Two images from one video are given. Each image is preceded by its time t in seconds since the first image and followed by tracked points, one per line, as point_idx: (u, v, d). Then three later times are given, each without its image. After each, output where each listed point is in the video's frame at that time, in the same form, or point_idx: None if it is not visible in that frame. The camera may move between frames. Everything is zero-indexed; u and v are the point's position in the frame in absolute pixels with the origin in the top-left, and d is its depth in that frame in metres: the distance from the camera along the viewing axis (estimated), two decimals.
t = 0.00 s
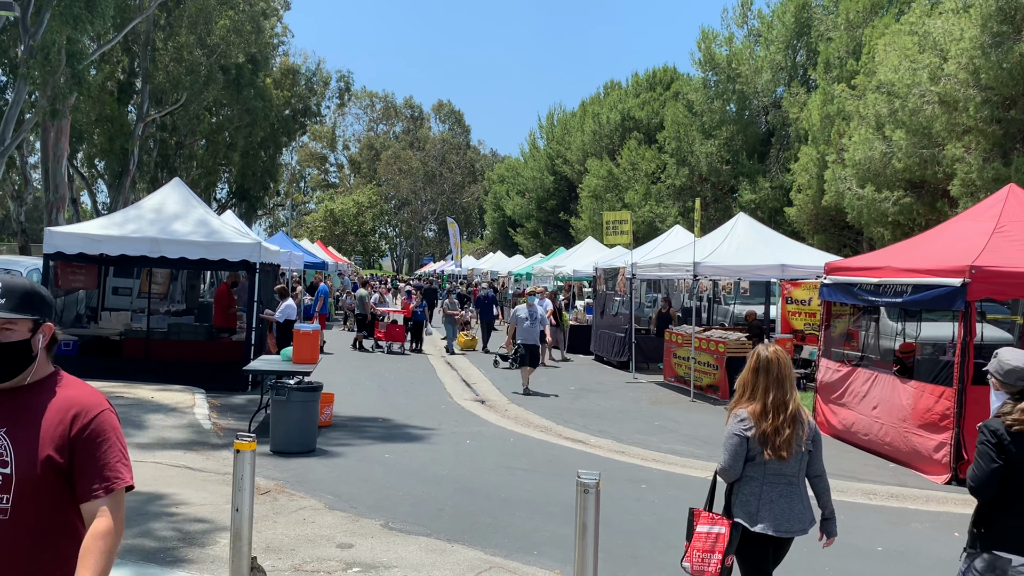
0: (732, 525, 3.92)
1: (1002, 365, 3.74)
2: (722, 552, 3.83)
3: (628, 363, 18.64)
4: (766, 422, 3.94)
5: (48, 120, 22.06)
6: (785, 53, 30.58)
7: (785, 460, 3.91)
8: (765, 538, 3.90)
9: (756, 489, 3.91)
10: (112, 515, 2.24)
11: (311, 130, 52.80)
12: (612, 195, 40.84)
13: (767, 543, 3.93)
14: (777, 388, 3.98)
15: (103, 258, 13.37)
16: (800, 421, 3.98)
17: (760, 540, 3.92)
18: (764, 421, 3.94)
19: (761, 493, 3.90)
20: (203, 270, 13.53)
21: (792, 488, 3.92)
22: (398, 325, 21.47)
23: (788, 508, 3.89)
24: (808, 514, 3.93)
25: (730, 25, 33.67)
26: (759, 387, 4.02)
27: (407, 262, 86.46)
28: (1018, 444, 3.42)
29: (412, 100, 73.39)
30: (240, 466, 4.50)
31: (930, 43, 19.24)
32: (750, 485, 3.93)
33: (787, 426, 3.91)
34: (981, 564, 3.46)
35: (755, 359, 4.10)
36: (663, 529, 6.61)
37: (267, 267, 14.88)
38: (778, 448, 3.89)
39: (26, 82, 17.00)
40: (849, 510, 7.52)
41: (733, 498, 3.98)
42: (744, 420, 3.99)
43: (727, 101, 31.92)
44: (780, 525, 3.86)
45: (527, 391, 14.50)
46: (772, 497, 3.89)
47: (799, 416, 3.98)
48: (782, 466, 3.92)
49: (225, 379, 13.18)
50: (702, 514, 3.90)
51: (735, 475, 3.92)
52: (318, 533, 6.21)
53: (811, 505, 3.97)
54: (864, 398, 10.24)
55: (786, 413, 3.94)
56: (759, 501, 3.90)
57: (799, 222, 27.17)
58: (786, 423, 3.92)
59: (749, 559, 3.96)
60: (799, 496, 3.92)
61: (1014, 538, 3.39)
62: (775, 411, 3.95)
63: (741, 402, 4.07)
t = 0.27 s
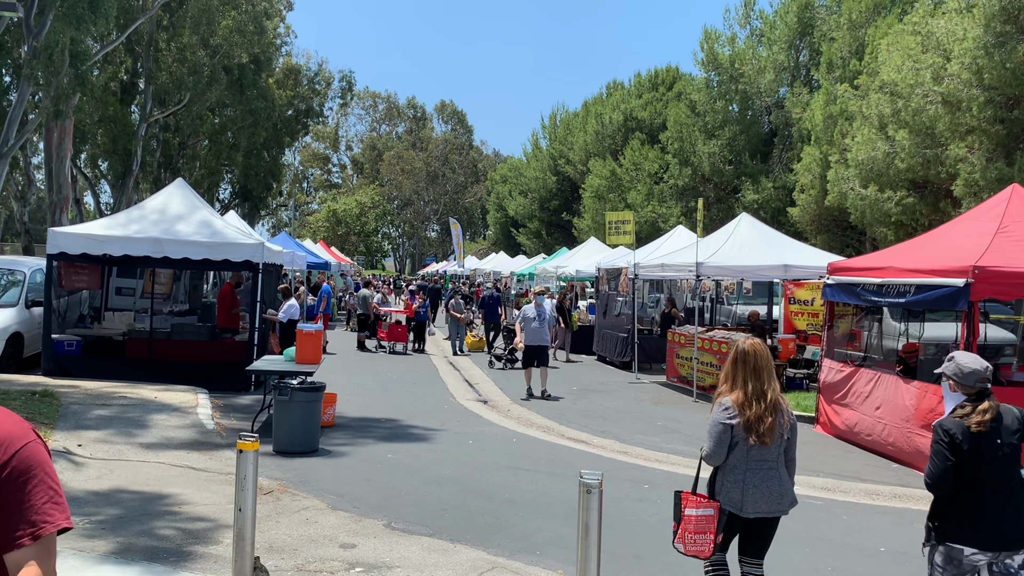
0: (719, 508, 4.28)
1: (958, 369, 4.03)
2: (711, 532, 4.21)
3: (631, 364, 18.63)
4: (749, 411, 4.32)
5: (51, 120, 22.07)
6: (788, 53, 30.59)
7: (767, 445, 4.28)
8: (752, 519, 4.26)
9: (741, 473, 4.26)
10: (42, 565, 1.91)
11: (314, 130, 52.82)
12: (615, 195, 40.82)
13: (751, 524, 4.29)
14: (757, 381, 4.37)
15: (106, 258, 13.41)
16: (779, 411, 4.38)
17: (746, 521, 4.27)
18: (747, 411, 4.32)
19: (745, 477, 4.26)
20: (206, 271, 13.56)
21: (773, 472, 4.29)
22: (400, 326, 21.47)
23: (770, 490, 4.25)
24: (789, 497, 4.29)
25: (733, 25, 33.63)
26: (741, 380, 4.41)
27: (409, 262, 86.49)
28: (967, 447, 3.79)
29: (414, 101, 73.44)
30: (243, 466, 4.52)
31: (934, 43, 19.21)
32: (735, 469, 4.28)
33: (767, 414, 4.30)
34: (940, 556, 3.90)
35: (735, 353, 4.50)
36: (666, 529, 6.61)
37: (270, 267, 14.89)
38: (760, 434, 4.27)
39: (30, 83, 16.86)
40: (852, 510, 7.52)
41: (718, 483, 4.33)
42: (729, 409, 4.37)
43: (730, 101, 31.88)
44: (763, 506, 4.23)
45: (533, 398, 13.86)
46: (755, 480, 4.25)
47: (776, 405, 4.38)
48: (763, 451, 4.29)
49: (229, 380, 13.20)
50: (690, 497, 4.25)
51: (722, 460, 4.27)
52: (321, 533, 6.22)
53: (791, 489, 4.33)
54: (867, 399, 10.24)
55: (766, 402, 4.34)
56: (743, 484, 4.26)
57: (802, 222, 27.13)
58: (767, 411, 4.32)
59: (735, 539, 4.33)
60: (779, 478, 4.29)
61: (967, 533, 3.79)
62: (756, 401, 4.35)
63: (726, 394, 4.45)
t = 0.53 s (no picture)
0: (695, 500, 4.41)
1: (917, 356, 4.34)
2: (687, 523, 4.36)
3: (631, 364, 18.62)
4: (724, 409, 4.38)
5: (52, 121, 22.08)
6: (789, 53, 30.59)
7: (741, 442, 4.35)
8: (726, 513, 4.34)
9: (715, 468, 4.34)
10: None
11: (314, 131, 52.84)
12: (615, 195, 40.80)
13: (726, 518, 4.37)
14: (735, 380, 4.40)
15: (107, 258, 13.42)
16: (755, 408, 4.43)
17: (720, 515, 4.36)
18: (724, 409, 4.38)
19: (719, 472, 4.34)
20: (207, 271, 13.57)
21: (747, 468, 4.36)
22: (400, 326, 21.48)
23: (744, 484, 4.33)
24: (762, 491, 4.36)
25: (733, 26, 33.62)
26: (719, 378, 4.43)
27: (410, 262, 86.53)
28: (915, 432, 4.11)
29: (415, 101, 73.47)
30: (244, 466, 4.52)
31: (934, 43, 19.22)
32: (711, 465, 4.36)
33: (742, 412, 4.36)
34: (903, 536, 4.19)
35: (716, 352, 4.52)
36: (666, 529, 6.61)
37: (271, 268, 14.90)
38: (735, 431, 4.33)
39: (30, 83, 16.82)
40: (852, 510, 7.52)
41: (694, 477, 4.42)
42: (706, 407, 4.42)
43: (730, 102, 31.88)
44: (737, 501, 4.30)
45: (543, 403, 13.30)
46: (729, 475, 4.33)
47: (753, 403, 4.43)
48: (738, 447, 4.37)
49: (229, 380, 13.21)
50: (672, 488, 4.43)
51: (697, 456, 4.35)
52: (321, 533, 6.22)
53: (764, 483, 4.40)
54: (868, 399, 10.25)
55: (743, 401, 4.39)
56: (718, 479, 4.34)
57: (802, 222, 27.13)
58: (743, 409, 4.37)
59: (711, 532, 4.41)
60: (754, 475, 4.36)
61: (921, 512, 4.08)
62: (732, 399, 4.40)
63: (703, 391, 4.50)
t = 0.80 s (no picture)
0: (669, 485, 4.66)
1: (878, 356, 4.49)
2: (665, 506, 4.57)
3: (629, 363, 18.64)
4: (692, 398, 4.71)
5: (50, 120, 22.04)
6: (786, 53, 30.60)
7: (708, 428, 4.68)
8: (697, 495, 4.66)
9: (686, 453, 4.66)
10: None
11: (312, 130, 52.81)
12: (613, 194, 40.80)
13: (698, 500, 4.68)
14: (701, 371, 4.74)
15: (105, 258, 13.39)
16: (721, 397, 4.76)
17: (692, 497, 4.67)
18: (691, 397, 4.71)
19: (689, 456, 4.67)
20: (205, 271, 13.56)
21: (714, 452, 4.68)
22: (397, 325, 21.49)
23: (713, 467, 4.66)
24: (729, 473, 4.70)
25: (731, 25, 33.64)
26: (686, 370, 4.77)
27: (408, 262, 86.52)
28: (875, 430, 4.33)
29: (413, 100, 73.46)
30: (242, 466, 4.52)
31: (932, 43, 19.26)
32: (682, 450, 4.69)
33: (709, 400, 4.69)
34: (870, 528, 4.42)
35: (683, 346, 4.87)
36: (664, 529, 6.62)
37: (269, 268, 14.88)
38: (701, 418, 4.66)
39: (28, 83, 16.78)
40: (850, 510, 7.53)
41: (667, 462, 4.73)
42: (675, 396, 4.77)
43: (728, 101, 31.90)
44: (707, 484, 4.63)
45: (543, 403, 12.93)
46: (697, 459, 4.65)
47: (719, 392, 4.76)
48: (706, 433, 4.69)
49: (227, 380, 13.21)
50: (646, 476, 4.62)
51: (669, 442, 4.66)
52: (319, 533, 6.22)
53: (732, 466, 4.74)
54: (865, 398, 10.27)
55: (708, 390, 4.72)
56: (690, 463, 4.66)
57: (800, 222, 27.16)
58: (709, 397, 4.70)
59: (684, 514, 4.70)
60: (721, 458, 4.68)
61: (884, 504, 4.32)
62: (699, 389, 4.73)
63: (672, 383, 4.84)
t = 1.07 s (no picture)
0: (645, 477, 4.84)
1: (839, 348, 4.74)
2: (637, 496, 4.74)
3: (625, 363, 18.66)
4: (667, 394, 4.90)
5: (44, 120, 21.96)
6: (782, 52, 30.66)
7: (685, 422, 4.85)
8: (674, 487, 4.81)
9: (662, 447, 4.83)
10: None
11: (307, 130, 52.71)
12: (609, 194, 40.82)
13: (676, 492, 4.83)
14: (676, 367, 4.95)
15: (99, 258, 13.34)
16: (696, 392, 4.95)
17: (669, 489, 4.82)
18: (667, 393, 4.90)
19: (667, 450, 4.82)
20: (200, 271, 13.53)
21: (693, 446, 4.84)
22: (393, 325, 21.49)
23: (690, 460, 4.81)
24: (707, 466, 4.84)
25: (726, 25, 33.68)
26: (662, 367, 4.98)
27: (404, 262, 86.45)
28: (839, 416, 4.55)
29: (408, 100, 73.40)
30: (237, 466, 4.52)
31: (926, 43, 19.32)
32: (659, 444, 4.85)
33: (684, 395, 4.87)
34: (821, 507, 4.64)
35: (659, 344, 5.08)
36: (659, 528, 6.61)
37: (264, 267, 14.84)
38: (677, 412, 4.84)
39: (22, 82, 16.71)
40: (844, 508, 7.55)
41: (646, 456, 4.88)
42: (653, 392, 4.96)
43: (723, 101, 31.94)
44: (683, 476, 4.79)
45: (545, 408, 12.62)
46: (675, 452, 4.81)
47: (693, 387, 4.95)
48: (682, 427, 4.86)
49: (223, 381, 13.16)
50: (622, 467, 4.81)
51: (645, 436, 4.85)
52: (315, 533, 6.20)
53: (710, 459, 4.87)
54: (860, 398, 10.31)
55: (683, 384, 4.91)
56: (667, 456, 4.82)
57: (795, 222, 27.22)
58: (684, 391, 4.89)
59: (662, 505, 4.86)
60: (698, 451, 4.84)
61: (839, 485, 4.55)
62: (674, 384, 4.92)
63: (649, 380, 5.05)
